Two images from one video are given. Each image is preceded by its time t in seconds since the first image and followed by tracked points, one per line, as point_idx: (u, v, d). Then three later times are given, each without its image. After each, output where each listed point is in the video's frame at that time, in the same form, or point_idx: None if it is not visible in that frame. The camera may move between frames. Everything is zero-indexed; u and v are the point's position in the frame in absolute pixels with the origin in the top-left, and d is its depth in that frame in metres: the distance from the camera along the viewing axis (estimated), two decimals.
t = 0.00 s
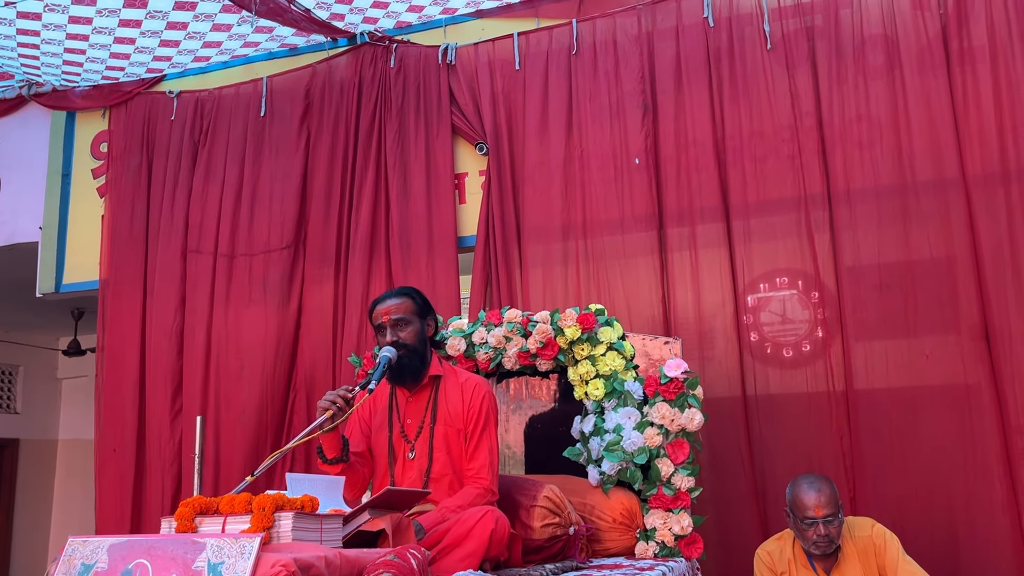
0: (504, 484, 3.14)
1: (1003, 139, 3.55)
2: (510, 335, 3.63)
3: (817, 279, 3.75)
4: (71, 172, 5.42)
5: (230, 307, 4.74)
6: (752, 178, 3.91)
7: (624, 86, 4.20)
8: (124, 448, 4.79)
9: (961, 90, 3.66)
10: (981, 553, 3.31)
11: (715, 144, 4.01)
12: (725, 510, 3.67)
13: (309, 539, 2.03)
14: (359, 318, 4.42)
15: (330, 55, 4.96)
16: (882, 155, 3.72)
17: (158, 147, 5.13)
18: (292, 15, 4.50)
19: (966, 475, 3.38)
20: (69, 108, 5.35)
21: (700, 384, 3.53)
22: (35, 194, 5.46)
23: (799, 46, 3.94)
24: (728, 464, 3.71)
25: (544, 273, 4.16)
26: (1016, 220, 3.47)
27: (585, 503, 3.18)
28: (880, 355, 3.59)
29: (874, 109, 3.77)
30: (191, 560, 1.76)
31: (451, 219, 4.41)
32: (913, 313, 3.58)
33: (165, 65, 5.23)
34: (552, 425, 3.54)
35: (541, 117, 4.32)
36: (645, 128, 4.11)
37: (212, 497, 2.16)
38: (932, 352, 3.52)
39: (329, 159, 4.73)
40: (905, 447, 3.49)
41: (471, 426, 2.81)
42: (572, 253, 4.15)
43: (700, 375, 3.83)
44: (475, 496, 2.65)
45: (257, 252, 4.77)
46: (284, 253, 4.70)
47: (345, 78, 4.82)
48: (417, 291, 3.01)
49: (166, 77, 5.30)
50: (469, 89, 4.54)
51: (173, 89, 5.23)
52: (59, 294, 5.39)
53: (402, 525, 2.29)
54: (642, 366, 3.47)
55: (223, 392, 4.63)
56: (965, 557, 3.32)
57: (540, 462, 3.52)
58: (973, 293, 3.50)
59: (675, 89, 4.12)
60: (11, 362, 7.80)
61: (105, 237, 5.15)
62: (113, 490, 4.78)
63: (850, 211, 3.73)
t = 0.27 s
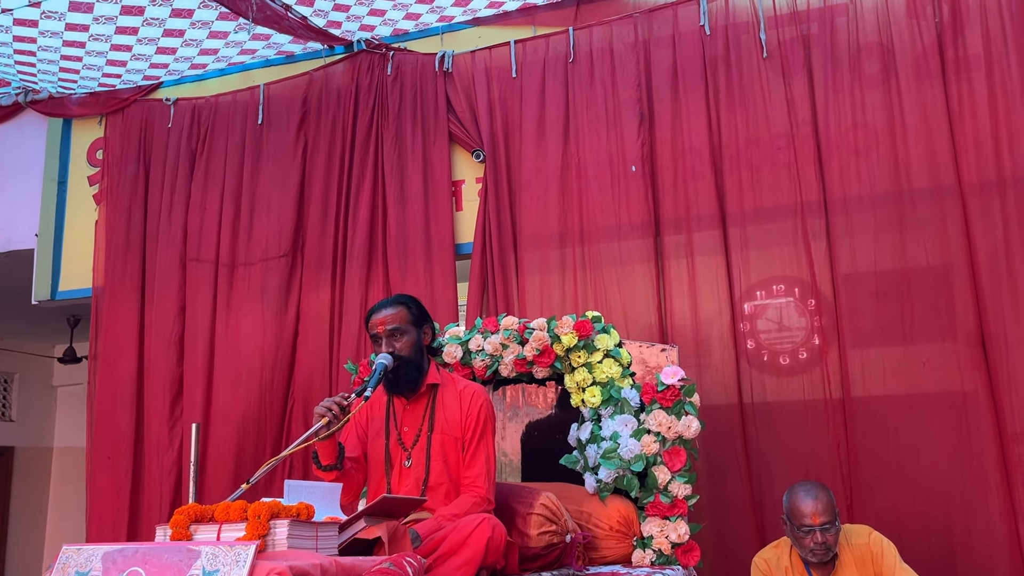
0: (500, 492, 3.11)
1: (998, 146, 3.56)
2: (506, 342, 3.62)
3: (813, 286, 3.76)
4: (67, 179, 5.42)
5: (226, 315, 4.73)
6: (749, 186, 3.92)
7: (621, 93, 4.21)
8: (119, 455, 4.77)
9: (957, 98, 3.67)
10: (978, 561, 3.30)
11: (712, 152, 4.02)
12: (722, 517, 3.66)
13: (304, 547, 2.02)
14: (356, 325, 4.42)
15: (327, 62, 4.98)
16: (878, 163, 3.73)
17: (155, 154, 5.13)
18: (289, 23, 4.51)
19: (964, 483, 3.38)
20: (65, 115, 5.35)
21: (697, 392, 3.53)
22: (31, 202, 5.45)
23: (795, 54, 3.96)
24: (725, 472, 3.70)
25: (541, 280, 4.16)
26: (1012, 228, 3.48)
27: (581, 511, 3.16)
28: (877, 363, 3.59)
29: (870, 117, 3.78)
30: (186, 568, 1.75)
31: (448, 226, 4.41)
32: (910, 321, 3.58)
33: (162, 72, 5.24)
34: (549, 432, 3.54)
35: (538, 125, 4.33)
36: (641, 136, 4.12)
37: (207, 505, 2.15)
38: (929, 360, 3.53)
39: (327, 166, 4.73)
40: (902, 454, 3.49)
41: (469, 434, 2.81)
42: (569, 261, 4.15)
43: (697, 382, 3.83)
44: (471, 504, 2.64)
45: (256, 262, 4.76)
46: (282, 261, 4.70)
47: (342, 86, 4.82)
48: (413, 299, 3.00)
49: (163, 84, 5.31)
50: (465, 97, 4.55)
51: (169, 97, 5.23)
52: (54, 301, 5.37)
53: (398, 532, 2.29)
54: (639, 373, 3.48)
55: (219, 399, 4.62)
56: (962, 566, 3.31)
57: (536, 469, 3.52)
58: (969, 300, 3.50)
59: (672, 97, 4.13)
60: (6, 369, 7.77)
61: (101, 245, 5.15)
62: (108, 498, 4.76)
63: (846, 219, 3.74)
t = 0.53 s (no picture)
0: (497, 495, 3.10)
1: (994, 150, 3.57)
2: (503, 345, 3.61)
3: (809, 289, 3.76)
4: (62, 182, 5.41)
5: (222, 318, 4.73)
6: (745, 189, 3.93)
7: (617, 97, 4.21)
8: (114, 459, 4.76)
9: (952, 102, 3.68)
10: (974, 564, 3.31)
11: (708, 155, 4.02)
12: (718, 521, 3.66)
13: (301, 550, 2.01)
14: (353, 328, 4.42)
15: (323, 65, 4.98)
16: (874, 166, 3.74)
17: (151, 157, 5.13)
18: (286, 25, 4.51)
19: (960, 486, 3.38)
20: (61, 118, 5.35)
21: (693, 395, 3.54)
22: (25, 205, 5.44)
23: (791, 58, 3.97)
24: (721, 475, 3.70)
25: (537, 283, 4.16)
26: (1007, 231, 3.49)
27: (578, 514, 3.16)
28: (873, 366, 3.59)
29: (865, 120, 3.79)
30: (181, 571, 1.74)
31: (444, 229, 4.41)
32: (906, 324, 3.59)
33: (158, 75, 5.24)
34: (546, 435, 3.54)
35: (535, 128, 4.34)
36: (638, 139, 4.13)
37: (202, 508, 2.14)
38: (925, 363, 3.53)
39: (323, 169, 4.73)
40: (898, 457, 3.49)
41: (465, 438, 2.81)
42: (566, 264, 4.15)
43: (694, 385, 3.83)
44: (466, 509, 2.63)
45: (252, 265, 4.76)
46: (278, 265, 4.69)
47: (338, 89, 4.82)
48: (417, 301, 3.01)
49: (159, 87, 5.30)
50: (462, 100, 4.55)
51: (165, 100, 5.23)
52: (50, 304, 5.36)
53: (395, 535, 2.26)
54: (636, 376, 3.48)
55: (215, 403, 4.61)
56: (958, 569, 3.31)
57: (532, 472, 3.52)
58: (965, 304, 3.51)
59: (668, 100, 4.14)
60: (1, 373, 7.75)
61: (97, 248, 5.14)
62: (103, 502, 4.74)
63: (842, 222, 3.75)
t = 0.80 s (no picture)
0: (493, 493, 3.10)
1: (988, 149, 3.58)
2: (498, 344, 3.61)
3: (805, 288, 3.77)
4: (57, 180, 5.40)
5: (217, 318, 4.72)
6: (740, 188, 3.93)
7: (613, 96, 4.22)
8: (109, 459, 4.74)
9: (946, 101, 3.69)
10: (969, 562, 3.31)
11: (703, 154, 4.03)
12: (714, 519, 3.66)
13: (296, 549, 2.01)
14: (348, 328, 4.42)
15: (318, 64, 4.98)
16: (869, 165, 3.75)
17: (146, 156, 5.12)
18: (280, 24, 4.50)
19: (955, 484, 3.39)
20: (55, 117, 5.33)
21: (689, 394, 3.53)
22: (19, 204, 5.42)
23: (786, 57, 3.98)
24: (717, 474, 3.71)
25: (533, 282, 4.16)
26: (1002, 229, 3.50)
27: (573, 513, 3.15)
28: (868, 365, 3.60)
29: (860, 119, 3.80)
30: (176, 570, 1.73)
31: (440, 228, 4.41)
32: (900, 323, 3.59)
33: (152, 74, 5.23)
34: (541, 434, 3.53)
35: (530, 128, 4.34)
36: (633, 138, 4.13)
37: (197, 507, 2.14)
38: (920, 361, 3.54)
39: (319, 169, 4.72)
40: (894, 456, 3.50)
41: (463, 437, 2.80)
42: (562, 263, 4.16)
43: (689, 384, 3.84)
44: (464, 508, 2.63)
45: (249, 265, 4.75)
46: (275, 264, 4.68)
47: (334, 88, 4.82)
48: (414, 304, 3.03)
49: (153, 86, 5.29)
50: (457, 99, 4.55)
51: (160, 99, 5.22)
52: (44, 304, 5.34)
53: (390, 533, 2.26)
54: (631, 375, 3.49)
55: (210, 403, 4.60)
56: (953, 567, 3.32)
57: (527, 471, 3.51)
58: (959, 302, 3.52)
59: (664, 99, 4.14)
60: None
61: (92, 247, 5.12)
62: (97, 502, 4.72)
63: (837, 221, 3.75)
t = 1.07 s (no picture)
0: (487, 488, 3.10)
1: (981, 143, 3.59)
2: (493, 339, 3.64)
3: (798, 283, 3.77)
4: (49, 176, 5.39)
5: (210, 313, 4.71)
6: (734, 183, 3.93)
7: (607, 91, 4.21)
8: (102, 455, 4.73)
9: (940, 95, 3.70)
10: (962, 555, 3.32)
11: (697, 149, 4.03)
12: (708, 514, 3.67)
13: (289, 543, 2.00)
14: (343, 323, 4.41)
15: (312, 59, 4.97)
16: (863, 159, 3.75)
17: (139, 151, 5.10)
18: (273, 18, 4.49)
19: (948, 477, 3.39)
20: (47, 111, 5.31)
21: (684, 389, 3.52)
22: (11, 199, 5.40)
23: (780, 51, 3.98)
24: (711, 468, 3.71)
25: (528, 277, 4.16)
26: (995, 223, 3.51)
27: (568, 507, 3.15)
28: (861, 359, 3.60)
29: (854, 113, 3.80)
30: (169, 565, 1.73)
31: (433, 223, 4.41)
32: (894, 317, 3.60)
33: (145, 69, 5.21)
34: (535, 429, 3.54)
35: (524, 122, 4.34)
36: (627, 133, 4.13)
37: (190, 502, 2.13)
38: (913, 355, 3.55)
39: (312, 164, 4.71)
40: (887, 450, 3.51)
41: (458, 432, 2.79)
42: (556, 258, 4.15)
43: (684, 379, 3.84)
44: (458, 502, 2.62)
45: (245, 261, 4.75)
46: (269, 260, 4.68)
47: (327, 83, 4.80)
48: (417, 301, 3.01)
49: (146, 80, 5.27)
50: (451, 93, 4.54)
51: (152, 93, 5.20)
52: (36, 299, 5.33)
53: (384, 528, 2.26)
54: (625, 369, 3.49)
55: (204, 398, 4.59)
56: (946, 561, 3.33)
57: (521, 465, 3.52)
58: (952, 296, 3.52)
59: (658, 93, 4.14)
60: None
61: (84, 242, 5.11)
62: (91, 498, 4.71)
63: (830, 215, 3.76)
